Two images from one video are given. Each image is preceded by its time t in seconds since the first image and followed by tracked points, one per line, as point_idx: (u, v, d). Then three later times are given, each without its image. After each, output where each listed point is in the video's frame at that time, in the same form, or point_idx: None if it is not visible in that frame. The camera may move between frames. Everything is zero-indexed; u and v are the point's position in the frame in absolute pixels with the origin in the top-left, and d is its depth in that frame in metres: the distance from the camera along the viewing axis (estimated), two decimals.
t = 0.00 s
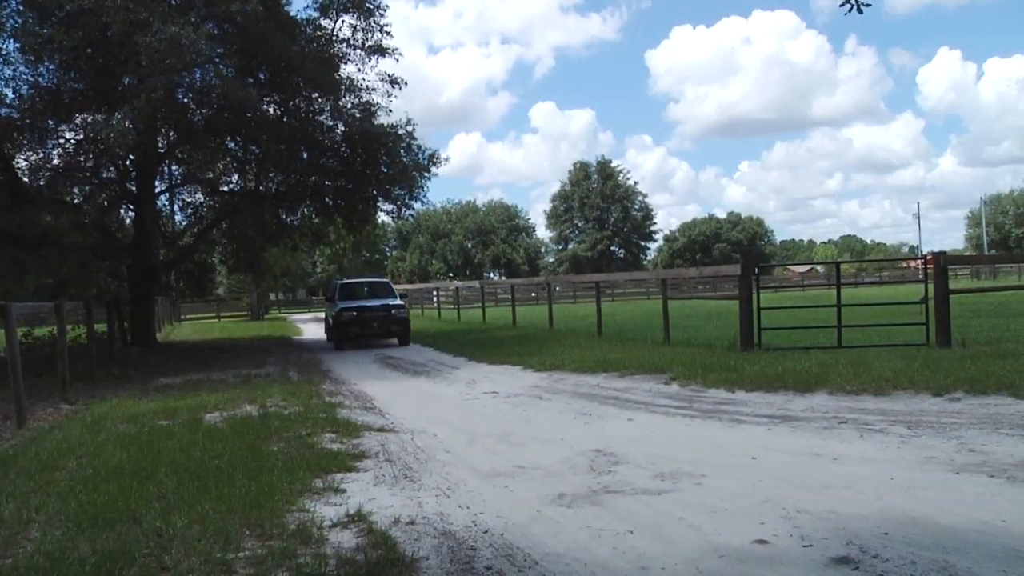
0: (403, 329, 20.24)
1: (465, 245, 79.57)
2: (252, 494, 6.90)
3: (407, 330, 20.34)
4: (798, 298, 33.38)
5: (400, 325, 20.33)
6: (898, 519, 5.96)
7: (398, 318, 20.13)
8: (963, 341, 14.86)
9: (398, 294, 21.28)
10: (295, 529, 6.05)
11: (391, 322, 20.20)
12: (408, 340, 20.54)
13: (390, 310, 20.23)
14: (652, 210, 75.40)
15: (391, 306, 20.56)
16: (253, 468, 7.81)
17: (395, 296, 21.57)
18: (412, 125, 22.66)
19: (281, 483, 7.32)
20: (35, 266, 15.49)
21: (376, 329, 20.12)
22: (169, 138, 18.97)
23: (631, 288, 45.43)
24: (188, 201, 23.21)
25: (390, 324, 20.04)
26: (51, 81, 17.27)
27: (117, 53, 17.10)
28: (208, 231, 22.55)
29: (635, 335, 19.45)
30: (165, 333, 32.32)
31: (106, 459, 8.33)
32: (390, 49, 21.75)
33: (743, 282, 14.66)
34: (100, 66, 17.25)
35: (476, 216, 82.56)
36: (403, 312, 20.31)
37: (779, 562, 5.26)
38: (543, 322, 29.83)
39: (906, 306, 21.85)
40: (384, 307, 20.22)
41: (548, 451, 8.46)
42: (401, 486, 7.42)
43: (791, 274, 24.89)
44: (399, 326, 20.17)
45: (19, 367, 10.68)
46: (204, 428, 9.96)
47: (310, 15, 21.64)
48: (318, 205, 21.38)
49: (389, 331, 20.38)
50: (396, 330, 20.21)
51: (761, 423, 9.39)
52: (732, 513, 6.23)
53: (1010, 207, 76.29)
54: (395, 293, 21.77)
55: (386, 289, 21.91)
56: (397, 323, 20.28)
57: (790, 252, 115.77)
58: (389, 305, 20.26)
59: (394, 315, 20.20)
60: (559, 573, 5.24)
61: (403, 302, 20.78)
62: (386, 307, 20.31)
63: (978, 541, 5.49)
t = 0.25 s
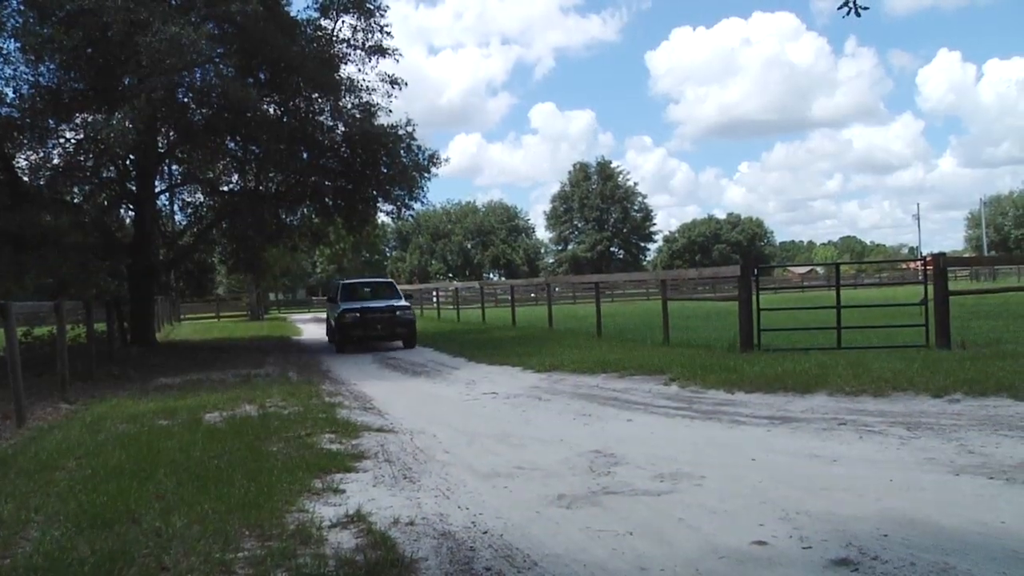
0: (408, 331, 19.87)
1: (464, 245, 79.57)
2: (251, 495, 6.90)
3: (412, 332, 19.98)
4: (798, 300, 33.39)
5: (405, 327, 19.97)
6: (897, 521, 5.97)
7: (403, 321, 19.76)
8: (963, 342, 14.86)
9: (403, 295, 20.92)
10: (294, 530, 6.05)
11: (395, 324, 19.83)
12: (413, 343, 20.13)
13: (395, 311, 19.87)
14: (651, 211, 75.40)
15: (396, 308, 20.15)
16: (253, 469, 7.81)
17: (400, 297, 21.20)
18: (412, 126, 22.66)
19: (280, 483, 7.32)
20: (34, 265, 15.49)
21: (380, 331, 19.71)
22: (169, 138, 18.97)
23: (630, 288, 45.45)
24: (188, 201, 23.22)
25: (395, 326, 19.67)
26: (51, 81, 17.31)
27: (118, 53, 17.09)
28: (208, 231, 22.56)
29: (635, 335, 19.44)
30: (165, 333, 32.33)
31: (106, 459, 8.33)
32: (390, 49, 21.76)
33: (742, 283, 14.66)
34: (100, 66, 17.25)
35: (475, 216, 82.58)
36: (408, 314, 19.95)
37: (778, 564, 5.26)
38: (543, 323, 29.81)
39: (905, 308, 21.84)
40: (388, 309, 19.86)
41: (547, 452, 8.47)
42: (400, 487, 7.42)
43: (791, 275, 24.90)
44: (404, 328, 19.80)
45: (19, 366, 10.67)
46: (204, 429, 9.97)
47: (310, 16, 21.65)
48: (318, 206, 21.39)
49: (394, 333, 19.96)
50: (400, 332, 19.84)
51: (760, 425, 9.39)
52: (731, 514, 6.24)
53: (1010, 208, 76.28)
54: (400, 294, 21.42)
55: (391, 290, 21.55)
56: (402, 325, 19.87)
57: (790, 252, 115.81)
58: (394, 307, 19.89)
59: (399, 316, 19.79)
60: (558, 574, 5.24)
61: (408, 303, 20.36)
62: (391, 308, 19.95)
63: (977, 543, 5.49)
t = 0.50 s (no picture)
0: (413, 334, 19.22)
1: (463, 247, 79.59)
2: (250, 497, 6.89)
3: (418, 335, 19.33)
4: (797, 301, 33.40)
5: (410, 331, 19.31)
6: (896, 522, 5.97)
7: (408, 323, 19.12)
8: (962, 344, 14.84)
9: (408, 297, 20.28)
10: (294, 532, 6.04)
11: (400, 327, 19.19)
12: (418, 347, 19.49)
13: (400, 313, 19.23)
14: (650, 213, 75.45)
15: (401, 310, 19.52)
16: (252, 471, 7.80)
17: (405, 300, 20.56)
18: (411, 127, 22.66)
19: (279, 485, 7.31)
20: (33, 267, 15.51)
21: (384, 334, 19.08)
22: (167, 140, 18.99)
23: (629, 290, 45.46)
24: (187, 203, 23.23)
25: (399, 329, 19.03)
26: (49, 83, 17.40)
27: (116, 55, 17.06)
28: (207, 233, 22.55)
29: (634, 338, 19.42)
30: (163, 335, 32.30)
31: (105, 461, 8.32)
32: (389, 51, 21.76)
33: (741, 285, 14.66)
34: (99, 68, 17.21)
35: (474, 218, 82.61)
36: (413, 316, 19.30)
37: (778, 565, 5.26)
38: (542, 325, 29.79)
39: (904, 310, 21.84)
40: (393, 311, 19.22)
41: (547, 454, 8.46)
42: (399, 489, 7.42)
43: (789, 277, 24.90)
44: (409, 332, 19.16)
45: (17, 369, 10.66)
46: (203, 431, 9.96)
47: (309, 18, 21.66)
48: (317, 207, 21.40)
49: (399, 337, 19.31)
50: (406, 335, 19.19)
51: (759, 426, 9.38)
52: (731, 515, 6.23)
53: (1008, 210, 76.36)
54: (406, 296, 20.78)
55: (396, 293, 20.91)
56: (406, 329, 19.23)
57: (788, 254, 115.87)
58: (398, 309, 19.24)
59: (403, 319, 19.16)
60: None
61: (414, 306, 19.70)
62: (396, 311, 19.32)
63: (976, 544, 5.49)
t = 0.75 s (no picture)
0: (417, 338, 18.54)
1: (461, 248, 79.60)
2: (248, 498, 6.88)
3: (422, 339, 18.66)
4: (795, 303, 33.42)
5: (413, 333, 18.64)
6: (894, 523, 5.98)
7: (412, 327, 18.44)
8: (960, 346, 14.85)
9: (412, 299, 19.59)
10: (292, 533, 6.04)
11: (403, 330, 18.52)
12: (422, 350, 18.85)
13: (403, 316, 18.55)
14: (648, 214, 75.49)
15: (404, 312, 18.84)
16: (249, 472, 7.80)
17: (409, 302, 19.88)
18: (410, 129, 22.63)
19: (278, 486, 7.30)
20: (30, 269, 15.48)
21: (387, 338, 18.41)
22: (166, 141, 18.99)
23: (627, 292, 45.47)
24: (186, 204, 23.22)
25: (403, 332, 18.35)
26: (48, 83, 17.38)
27: (115, 56, 17.07)
28: (205, 234, 22.55)
29: (633, 339, 19.41)
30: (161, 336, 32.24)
31: (102, 462, 8.31)
32: (387, 53, 21.77)
33: (739, 286, 14.69)
34: (97, 69, 17.25)
35: (473, 219, 82.65)
36: (418, 319, 18.62)
37: (776, 567, 5.26)
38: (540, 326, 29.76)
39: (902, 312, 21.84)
40: (396, 314, 18.54)
41: (545, 455, 8.45)
42: (398, 490, 7.41)
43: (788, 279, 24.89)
44: (413, 335, 18.49)
45: (15, 370, 10.65)
46: (202, 432, 9.96)
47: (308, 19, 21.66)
48: (315, 209, 21.41)
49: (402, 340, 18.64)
50: (409, 339, 18.52)
51: (758, 428, 9.39)
52: (730, 517, 6.24)
53: (1006, 212, 76.46)
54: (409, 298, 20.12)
55: (399, 294, 20.21)
56: (410, 331, 18.56)
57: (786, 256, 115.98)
58: (402, 312, 18.56)
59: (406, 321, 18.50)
60: None
61: (417, 307, 19.03)
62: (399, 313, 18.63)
63: (974, 546, 5.50)
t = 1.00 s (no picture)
0: (424, 342, 17.87)
1: (460, 249, 79.62)
2: (248, 499, 6.88)
3: (429, 343, 18.00)
4: (793, 305, 33.42)
5: (420, 337, 17.94)
6: (893, 526, 5.98)
7: (419, 330, 17.79)
8: (959, 348, 14.85)
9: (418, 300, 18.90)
10: (291, 535, 6.04)
11: (410, 334, 17.81)
12: (429, 354, 18.17)
13: (409, 319, 17.88)
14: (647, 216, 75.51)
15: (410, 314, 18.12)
16: (248, 473, 7.81)
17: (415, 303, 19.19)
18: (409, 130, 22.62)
19: (276, 488, 7.30)
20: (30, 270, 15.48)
21: (393, 341, 17.67)
22: (165, 142, 19.01)
23: (626, 293, 45.49)
24: (185, 205, 23.24)
25: (409, 336, 17.69)
26: (47, 85, 17.27)
27: (114, 57, 17.09)
28: (204, 235, 22.54)
29: (632, 341, 19.42)
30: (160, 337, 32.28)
31: (101, 463, 8.33)
32: (387, 54, 21.77)
33: (738, 288, 14.69)
34: (97, 70, 17.31)
35: (472, 221, 82.69)
36: (425, 322, 17.96)
37: (775, 569, 5.26)
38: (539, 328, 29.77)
39: (901, 314, 21.86)
40: (402, 317, 17.86)
41: (544, 457, 8.46)
42: (397, 491, 7.42)
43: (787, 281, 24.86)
44: (420, 339, 17.82)
45: (14, 370, 10.68)
46: (200, 432, 9.98)
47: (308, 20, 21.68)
48: (315, 210, 21.44)
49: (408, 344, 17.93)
50: (416, 343, 17.84)
51: (756, 430, 9.39)
52: (728, 519, 6.24)
53: (1004, 215, 76.47)
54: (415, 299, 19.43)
55: (404, 295, 19.52)
56: (416, 335, 17.86)
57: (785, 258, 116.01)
58: (408, 314, 17.88)
59: (413, 324, 17.79)
60: None
61: (423, 309, 18.34)
62: (405, 316, 17.91)
63: (973, 548, 5.50)
